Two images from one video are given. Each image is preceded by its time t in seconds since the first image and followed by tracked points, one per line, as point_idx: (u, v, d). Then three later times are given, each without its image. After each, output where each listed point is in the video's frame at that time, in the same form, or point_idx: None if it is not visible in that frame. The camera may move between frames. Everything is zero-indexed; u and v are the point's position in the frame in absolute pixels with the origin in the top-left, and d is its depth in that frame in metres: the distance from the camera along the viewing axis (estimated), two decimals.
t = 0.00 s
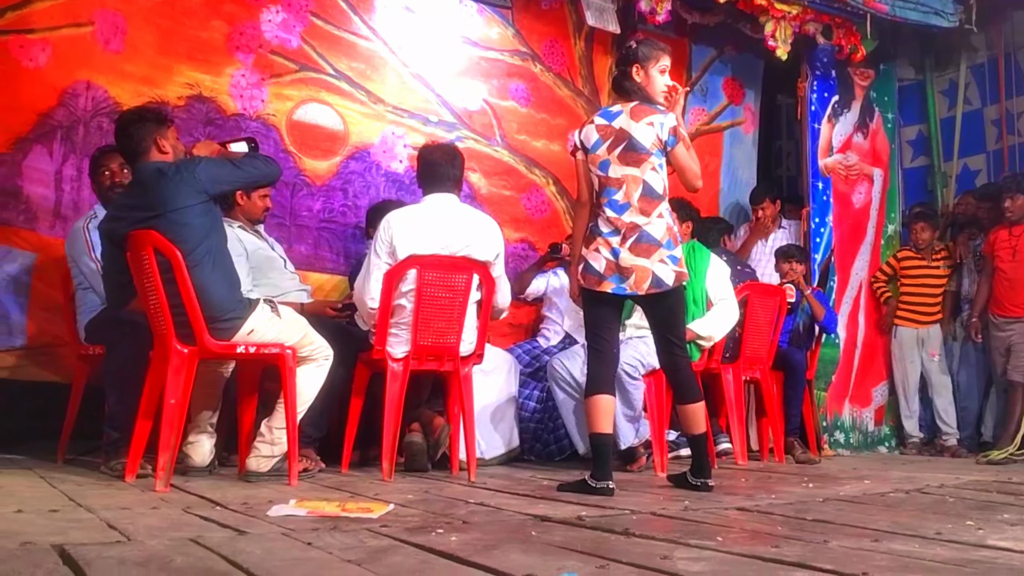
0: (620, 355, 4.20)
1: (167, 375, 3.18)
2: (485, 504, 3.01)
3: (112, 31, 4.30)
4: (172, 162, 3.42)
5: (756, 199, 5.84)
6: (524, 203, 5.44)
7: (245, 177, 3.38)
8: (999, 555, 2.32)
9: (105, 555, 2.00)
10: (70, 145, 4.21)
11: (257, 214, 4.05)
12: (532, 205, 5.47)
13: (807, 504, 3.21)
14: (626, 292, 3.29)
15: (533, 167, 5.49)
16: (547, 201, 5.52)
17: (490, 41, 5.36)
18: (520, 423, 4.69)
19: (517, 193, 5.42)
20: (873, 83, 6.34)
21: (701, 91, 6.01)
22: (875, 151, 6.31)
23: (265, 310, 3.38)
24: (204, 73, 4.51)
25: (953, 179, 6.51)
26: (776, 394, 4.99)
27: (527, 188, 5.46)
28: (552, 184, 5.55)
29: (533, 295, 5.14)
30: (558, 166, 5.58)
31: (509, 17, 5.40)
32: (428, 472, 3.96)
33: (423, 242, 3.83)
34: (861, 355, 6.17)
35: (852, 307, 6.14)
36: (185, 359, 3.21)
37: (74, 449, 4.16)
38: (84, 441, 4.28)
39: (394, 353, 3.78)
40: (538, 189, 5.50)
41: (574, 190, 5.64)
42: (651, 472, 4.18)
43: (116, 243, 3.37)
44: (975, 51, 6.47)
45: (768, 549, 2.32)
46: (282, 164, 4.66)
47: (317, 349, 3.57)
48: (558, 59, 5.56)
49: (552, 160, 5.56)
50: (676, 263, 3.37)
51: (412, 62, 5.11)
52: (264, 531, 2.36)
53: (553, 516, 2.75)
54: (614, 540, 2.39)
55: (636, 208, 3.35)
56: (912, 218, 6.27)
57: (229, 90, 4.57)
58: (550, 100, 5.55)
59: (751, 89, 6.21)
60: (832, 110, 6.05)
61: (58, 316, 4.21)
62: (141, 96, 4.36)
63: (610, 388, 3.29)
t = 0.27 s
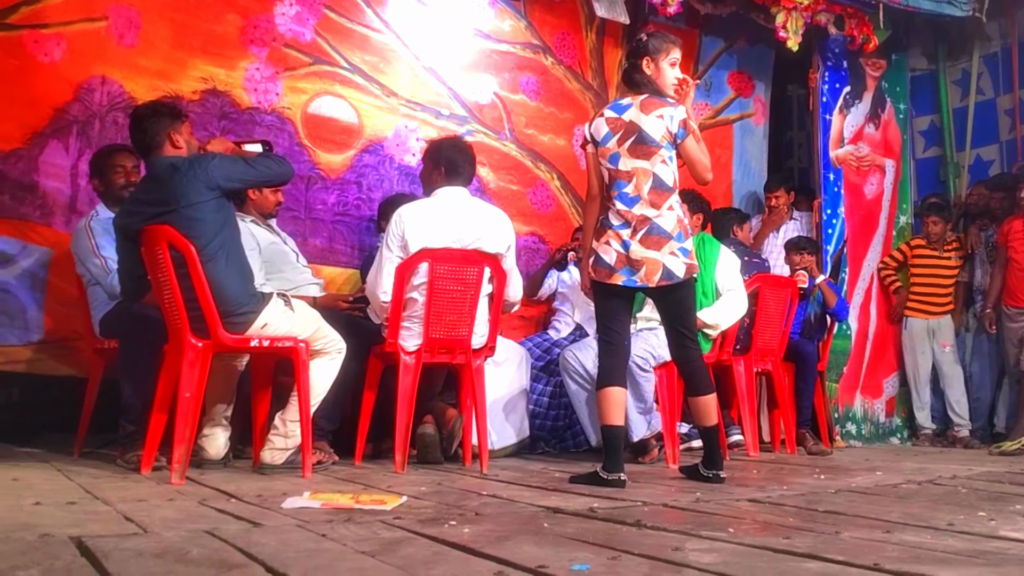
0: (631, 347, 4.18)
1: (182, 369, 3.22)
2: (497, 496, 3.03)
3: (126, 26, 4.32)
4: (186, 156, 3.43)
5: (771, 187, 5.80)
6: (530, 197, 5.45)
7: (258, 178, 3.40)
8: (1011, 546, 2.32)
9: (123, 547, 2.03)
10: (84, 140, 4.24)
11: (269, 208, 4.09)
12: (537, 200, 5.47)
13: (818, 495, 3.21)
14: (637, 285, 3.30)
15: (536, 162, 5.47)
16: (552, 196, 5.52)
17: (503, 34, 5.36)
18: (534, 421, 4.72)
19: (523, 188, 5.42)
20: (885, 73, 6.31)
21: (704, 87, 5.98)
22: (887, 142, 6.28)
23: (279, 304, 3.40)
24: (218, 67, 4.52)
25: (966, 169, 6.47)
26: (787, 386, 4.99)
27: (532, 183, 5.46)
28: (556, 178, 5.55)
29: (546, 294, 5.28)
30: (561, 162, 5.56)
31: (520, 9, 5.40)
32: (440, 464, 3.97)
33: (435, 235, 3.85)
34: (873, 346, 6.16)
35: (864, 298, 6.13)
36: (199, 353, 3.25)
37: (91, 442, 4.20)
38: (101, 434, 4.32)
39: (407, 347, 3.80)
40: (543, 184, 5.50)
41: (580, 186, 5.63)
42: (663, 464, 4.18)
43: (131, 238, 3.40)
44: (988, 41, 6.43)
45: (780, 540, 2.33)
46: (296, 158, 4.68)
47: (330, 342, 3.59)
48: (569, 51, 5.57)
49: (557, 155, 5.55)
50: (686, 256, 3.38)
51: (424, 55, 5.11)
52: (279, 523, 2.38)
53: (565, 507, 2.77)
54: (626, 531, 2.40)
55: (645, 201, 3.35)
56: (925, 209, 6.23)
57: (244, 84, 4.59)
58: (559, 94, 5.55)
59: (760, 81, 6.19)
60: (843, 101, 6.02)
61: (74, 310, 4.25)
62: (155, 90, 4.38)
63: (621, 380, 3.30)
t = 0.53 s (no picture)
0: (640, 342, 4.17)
1: (192, 366, 3.21)
2: (509, 492, 3.02)
3: (136, 21, 4.32)
4: (198, 153, 3.43)
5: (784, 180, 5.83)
6: (540, 192, 5.43)
7: (269, 188, 3.40)
8: None
9: (134, 544, 2.02)
10: (95, 137, 4.24)
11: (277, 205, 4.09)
12: (548, 195, 5.45)
13: (832, 490, 3.19)
14: (647, 279, 3.28)
15: (550, 156, 5.47)
16: (563, 190, 5.50)
17: (512, 28, 5.35)
18: (545, 418, 4.72)
19: (533, 183, 5.40)
20: (897, 65, 6.26)
21: (714, 80, 5.96)
22: (898, 135, 6.24)
23: (288, 300, 3.39)
24: (229, 62, 4.52)
25: (978, 162, 6.43)
26: (799, 380, 4.96)
27: (543, 177, 5.44)
28: (567, 172, 5.53)
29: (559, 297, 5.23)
30: (573, 156, 5.55)
31: (529, 3, 5.38)
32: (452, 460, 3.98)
33: (444, 231, 3.83)
34: (886, 341, 6.12)
35: (877, 292, 6.10)
36: (210, 350, 3.24)
37: (102, 440, 4.21)
38: (113, 432, 4.32)
39: (417, 343, 3.78)
40: (555, 179, 5.48)
41: (590, 180, 5.61)
42: (674, 460, 4.16)
43: (140, 234, 3.39)
44: (1000, 32, 6.38)
45: (794, 535, 2.31)
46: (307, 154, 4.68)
47: (340, 338, 3.58)
48: (578, 45, 5.54)
49: (567, 149, 5.53)
50: (698, 250, 3.36)
51: (434, 50, 5.10)
52: (291, 520, 2.37)
53: (576, 503, 2.75)
54: (639, 526, 2.39)
55: (656, 194, 3.34)
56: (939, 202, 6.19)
57: (254, 79, 4.58)
58: (570, 87, 5.53)
59: (769, 75, 6.16)
60: (854, 93, 5.98)
61: (85, 308, 4.26)
62: (165, 86, 4.38)
63: (632, 375, 3.28)
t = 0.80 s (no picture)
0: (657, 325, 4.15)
1: (210, 349, 3.24)
2: (525, 474, 3.03)
3: (152, 6, 4.32)
4: (217, 139, 3.43)
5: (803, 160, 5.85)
6: (560, 175, 5.42)
7: (277, 192, 3.35)
8: None
9: (153, 525, 2.04)
10: (113, 123, 4.26)
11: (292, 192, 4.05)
12: (567, 177, 5.45)
13: (849, 473, 3.19)
14: (664, 262, 3.27)
15: (569, 138, 5.46)
16: (582, 173, 5.49)
17: (528, 10, 5.32)
18: (562, 402, 4.73)
19: (553, 165, 5.40)
20: (917, 46, 6.19)
21: (734, 60, 5.92)
22: (917, 117, 6.18)
23: (305, 285, 3.40)
24: (245, 45, 4.52)
25: (998, 144, 6.39)
26: (816, 364, 4.94)
27: (562, 159, 5.43)
28: (587, 155, 5.51)
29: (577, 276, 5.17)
30: (594, 138, 5.54)
31: None
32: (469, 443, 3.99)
33: (460, 214, 3.83)
34: (903, 326, 6.06)
35: (894, 276, 6.02)
36: (227, 333, 3.27)
37: (122, 423, 4.25)
38: (132, 415, 4.36)
39: (433, 327, 3.79)
40: (574, 162, 5.47)
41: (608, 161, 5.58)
42: (690, 444, 4.17)
43: (158, 219, 3.40)
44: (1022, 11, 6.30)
45: (811, 518, 2.31)
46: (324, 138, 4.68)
47: (357, 323, 3.59)
48: (595, 27, 5.50)
49: (586, 131, 5.52)
50: (714, 233, 3.34)
51: (450, 33, 5.09)
52: (308, 502, 2.39)
53: (592, 485, 2.76)
54: (655, 509, 2.39)
55: (673, 177, 3.32)
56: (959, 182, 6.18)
57: (271, 63, 4.59)
58: (587, 69, 5.49)
59: (786, 57, 6.11)
60: (873, 74, 5.91)
61: (105, 292, 4.29)
62: (182, 70, 4.39)
63: (648, 358, 3.27)
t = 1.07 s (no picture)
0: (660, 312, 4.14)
1: (215, 337, 3.25)
2: (529, 462, 3.04)
3: None
4: (225, 128, 3.42)
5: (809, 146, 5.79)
6: (566, 162, 5.42)
7: (280, 185, 3.35)
8: None
9: (159, 512, 2.05)
10: (116, 111, 4.25)
11: (296, 180, 4.03)
12: (574, 164, 5.44)
13: (852, 461, 3.19)
14: (668, 250, 3.27)
15: (574, 126, 5.45)
16: (589, 160, 5.50)
17: None
18: (565, 390, 4.72)
19: (558, 153, 5.39)
20: (922, 33, 6.16)
21: (741, 46, 5.90)
22: (923, 104, 6.15)
23: (309, 273, 3.41)
24: (248, 34, 4.51)
25: (1003, 132, 6.35)
26: (820, 352, 4.95)
27: (568, 147, 5.43)
28: (592, 142, 5.52)
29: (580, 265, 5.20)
30: (599, 126, 5.54)
31: None
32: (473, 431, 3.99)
33: (463, 202, 3.82)
34: (908, 313, 6.07)
35: (899, 264, 6.01)
36: (231, 321, 3.27)
37: (127, 411, 4.26)
38: (137, 403, 4.38)
39: (436, 315, 3.80)
40: (581, 148, 5.47)
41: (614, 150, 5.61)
42: (693, 431, 4.18)
43: (162, 207, 3.40)
44: None
45: (815, 504, 2.31)
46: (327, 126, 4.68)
47: (361, 311, 3.59)
48: (601, 13, 5.49)
49: (592, 118, 5.51)
50: (718, 221, 3.34)
51: (454, 20, 5.07)
52: (313, 489, 2.40)
53: (596, 473, 2.76)
54: (659, 496, 2.40)
55: (677, 165, 3.32)
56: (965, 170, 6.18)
57: (274, 51, 4.57)
58: (593, 55, 5.48)
59: (791, 43, 6.08)
60: (878, 62, 5.88)
61: (109, 281, 4.30)
62: (185, 59, 4.38)
63: (652, 346, 3.27)
